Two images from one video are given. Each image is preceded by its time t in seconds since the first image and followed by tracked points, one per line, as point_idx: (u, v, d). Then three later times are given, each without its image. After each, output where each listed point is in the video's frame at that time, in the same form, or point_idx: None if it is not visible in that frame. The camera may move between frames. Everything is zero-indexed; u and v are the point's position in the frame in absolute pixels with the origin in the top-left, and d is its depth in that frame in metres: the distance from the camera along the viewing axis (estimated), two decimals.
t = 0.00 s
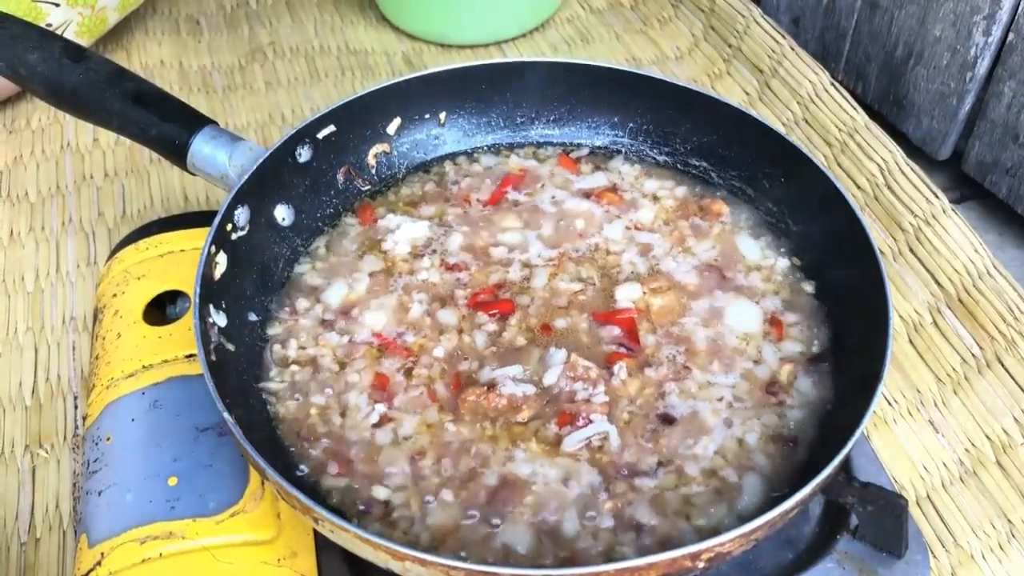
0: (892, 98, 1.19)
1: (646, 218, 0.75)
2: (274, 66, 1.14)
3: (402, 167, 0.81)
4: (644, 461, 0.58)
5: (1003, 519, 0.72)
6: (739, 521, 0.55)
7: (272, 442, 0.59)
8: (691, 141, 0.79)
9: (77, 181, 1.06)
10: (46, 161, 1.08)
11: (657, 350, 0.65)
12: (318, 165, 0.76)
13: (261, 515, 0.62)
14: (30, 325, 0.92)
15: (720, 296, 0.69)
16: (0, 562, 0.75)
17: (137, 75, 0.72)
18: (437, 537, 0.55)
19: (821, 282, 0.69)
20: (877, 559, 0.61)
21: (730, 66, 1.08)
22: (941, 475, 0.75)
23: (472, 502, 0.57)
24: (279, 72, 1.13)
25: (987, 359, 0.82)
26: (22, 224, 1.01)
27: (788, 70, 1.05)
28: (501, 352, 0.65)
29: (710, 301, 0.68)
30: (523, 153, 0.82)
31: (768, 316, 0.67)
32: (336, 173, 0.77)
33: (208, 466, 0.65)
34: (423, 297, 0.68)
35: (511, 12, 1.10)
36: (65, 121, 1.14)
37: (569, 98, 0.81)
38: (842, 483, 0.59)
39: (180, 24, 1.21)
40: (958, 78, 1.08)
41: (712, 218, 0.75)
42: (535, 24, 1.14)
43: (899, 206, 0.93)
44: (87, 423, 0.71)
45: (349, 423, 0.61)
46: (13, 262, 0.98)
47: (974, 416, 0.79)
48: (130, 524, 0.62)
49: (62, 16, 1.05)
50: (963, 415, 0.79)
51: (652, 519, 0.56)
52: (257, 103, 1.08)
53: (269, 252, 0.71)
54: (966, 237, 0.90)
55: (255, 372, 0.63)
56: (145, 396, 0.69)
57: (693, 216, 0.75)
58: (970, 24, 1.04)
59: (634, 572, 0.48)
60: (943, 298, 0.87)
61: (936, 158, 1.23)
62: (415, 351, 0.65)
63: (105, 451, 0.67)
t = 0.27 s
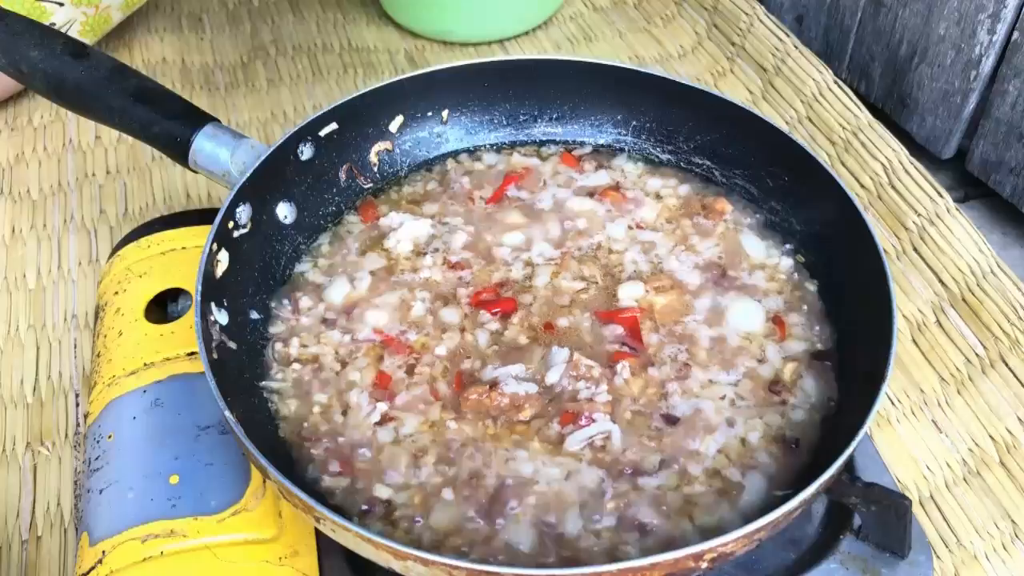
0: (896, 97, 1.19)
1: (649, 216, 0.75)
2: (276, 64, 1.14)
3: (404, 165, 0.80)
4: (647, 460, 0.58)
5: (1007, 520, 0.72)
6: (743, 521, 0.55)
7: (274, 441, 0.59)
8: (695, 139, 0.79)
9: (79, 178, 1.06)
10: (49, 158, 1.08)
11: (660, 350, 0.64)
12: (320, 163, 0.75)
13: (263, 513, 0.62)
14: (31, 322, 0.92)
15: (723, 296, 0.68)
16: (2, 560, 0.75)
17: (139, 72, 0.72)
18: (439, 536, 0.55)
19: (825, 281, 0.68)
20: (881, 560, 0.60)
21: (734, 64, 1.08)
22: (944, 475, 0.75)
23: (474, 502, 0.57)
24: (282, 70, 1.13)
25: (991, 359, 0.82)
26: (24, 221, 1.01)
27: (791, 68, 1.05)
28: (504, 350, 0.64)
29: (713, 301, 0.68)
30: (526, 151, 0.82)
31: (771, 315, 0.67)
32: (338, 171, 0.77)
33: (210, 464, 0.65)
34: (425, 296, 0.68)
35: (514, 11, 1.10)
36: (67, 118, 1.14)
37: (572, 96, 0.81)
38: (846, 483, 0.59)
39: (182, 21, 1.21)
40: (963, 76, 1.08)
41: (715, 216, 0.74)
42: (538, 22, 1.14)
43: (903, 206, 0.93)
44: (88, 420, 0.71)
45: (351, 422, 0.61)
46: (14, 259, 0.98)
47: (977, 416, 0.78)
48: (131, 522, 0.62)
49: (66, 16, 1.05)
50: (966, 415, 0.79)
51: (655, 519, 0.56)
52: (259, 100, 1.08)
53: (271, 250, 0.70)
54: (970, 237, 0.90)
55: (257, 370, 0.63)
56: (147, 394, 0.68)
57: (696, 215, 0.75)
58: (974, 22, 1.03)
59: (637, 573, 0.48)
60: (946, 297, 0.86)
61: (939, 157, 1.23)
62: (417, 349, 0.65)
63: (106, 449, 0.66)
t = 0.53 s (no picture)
0: (904, 94, 1.18)
1: (656, 214, 0.74)
2: (281, 59, 1.13)
3: (410, 161, 0.80)
4: (655, 459, 0.58)
5: (1016, 520, 0.72)
6: (751, 521, 0.55)
7: (280, 438, 0.59)
8: (703, 136, 0.78)
9: (84, 173, 1.05)
10: (52, 153, 1.08)
11: (668, 348, 0.64)
12: (326, 159, 0.75)
13: (268, 511, 0.62)
14: (35, 318, 0.92)
15: (731, 294, 0.68)
16: (5, 556, 0.75)
17: (144, 67, 0.72)
18: (445, 535, 0.54)
19: (834, 279, 0.68)
20: (889, 560, 0.60)
21: (741, 61, 1.07)
22: (952, 475, 0.75)
23: (480, 500, 0.56)
24: (287, 66, 1.12)
25: (999, 358, 0.81)
26: (28, 216, 1.01)
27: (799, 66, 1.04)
28: (510, 348, 0.64)
29: (721, 299, 0.68)
30: (532, 148, 0.81)
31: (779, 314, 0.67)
32: (343, 167, 0.76)
33: (215, 461, 0.64)
34: (431, 292, 0.68)
35: (521, 8, 1.09)
36: (70, 113, 1.14)
37: (579, 92, 0.81)
38: (854, 483, 0.59)
39: (187, 16, 1.21)
40: (972, 74, 1.07)
41: (722, 214, 0.74)
42: (544, 18, 1.14)
43: (911, 204, 0.92)
44: (92, 416, 0.71)
45: (357, 419, 0.60)
46: (18, 254, 0.97)
47: (986, 416, 0.78)
48: (135, 519, 0.62)
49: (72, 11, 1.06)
50: (974, 415, 0.78)
51: (663, 518, 0.55)
52: (264, 96, 1.08)
53: (277, 246, 0.70)
54: (978, 236, 0.89)
55: (262, 367, 0.63)
56: (151, 390, 0.68)
57: (703, 212, 0.75)
58: (985, 19, 1.02)
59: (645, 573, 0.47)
60: (955, 295, 0.86)
61: (947, 155, 1.22)
62: (424, 347, 0.64)
63: (110, 445, 0.66)
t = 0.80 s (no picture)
0: (913, 96, 1.18)
1: (664, 214, 0.74)
2: (289, 57, 1.13)
3: (418, 160, 0.80)
4: (663, 459, 0.58)
5: None
6: (760, 522, 0.55)
7: (287, 436, 0.59)
8: (712, 135, 0.78)
9: (90, 170, 1.05)
10: (59, 150, 1.08)
11: (677, 348, 0.64)
12: (334, 157, 0.74)
13: (275, 509, 0.62)
14: (42, 314, 0.92)
15: (741, 294, 0.68)
16: (11, 552, 0.75)
17: (152, 63, 0.72)
18: (453, 535, 0.54)
19: (844, 280, 0.68)
20: (898, 563, 0.59)
21: (750, 61, 1.07)
22: (960, 478, 0.74)
23: (488, 500, 0.56)
24: (294, 63, 1.12)
25: (1009, 361, 0.81)
26: (35, 212, 1.01)
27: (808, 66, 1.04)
28: (518, 347, 0.64)
29: (730, 299, 0.67)
30: (541, 146, 0.81)
31: (789, 314, 0.67)
32: (352, 165, 0.76)
33: (221, 458, 0.64)
34: (439, 290, 0.68)
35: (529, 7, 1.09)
36: (77, 109, 1.14)
37: (588, 91, 0.80)
38: (864, 484, 0.59)
39: (194, 13, 1.21)
40: (982, 75, 1.07)
41: (732, 215, 0.73)
42: (552, 17, 1.14)
43: (920, 205, 0.92)
44: (99, 413, 0.71)
45: (365, 417, 0.60)
46: (24, 251, 0.97)
47: (995, 419, 0.78)
48: (142, 516, 0.61)
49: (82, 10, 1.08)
50: (983, 417, 0.78)
51: (671, 519, 0.55)
52: (271, 94, 1.08)
53: (285, 243, 0.70)
54: (988, 238, 0.89)
55: (270, 364, 0.63)
56: (158, 387, 0.68)
57: (712, 212, 0.74)
58: (995, 20, 1.02)
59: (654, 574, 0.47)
60: (964, 298, 0.85)
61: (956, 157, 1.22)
62: (432, 345, 0.64)
63: (117, 442, 0.66)
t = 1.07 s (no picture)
0: (921, 106, 1.20)
1: (677, 219, 0.76)
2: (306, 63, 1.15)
3: (436, 164, 0.81)
4: (676, 457, 0.59)
5: None
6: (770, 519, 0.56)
7: (310, 431, 0.60)
8: (724, 142, 0.80)
9: (111, 172, 1.07)
10: (80, 152, 1.10)
11: (689, 349, 0.65)
12: (355, 160, 0.76)
13: (296, 503, 0.63)
14: (64, 313, 0.94)
15: (752, 298, 0.69)
16: (35, 544, 0.76)
17: (179, 67, 0.74)
18: (471, 528, 0.56)
19: (853, 284, 0.69)
20: (904, 562, 0.61)
21: (760, 70, 1.08)
22: (966, 481, 0.76)
23: (506, 495, 0.58)
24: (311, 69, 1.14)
25: (1014, 367, 0.82)
26: (57, 213, 1.03)
27: (817, 76, 1.06)
28: (534, 347, 0.65)
29: (742, 302, 0.69)
30: (556, 152, 0.82)
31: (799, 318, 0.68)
32: (372, 168, 0.78)
33: (244, 453, 0.66)
34: (457, 291, 0.69)
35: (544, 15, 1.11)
36: (98, 113, 1.16)
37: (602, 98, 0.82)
38: (872, 484, 0.60)
39: (212, 19, 1.23)
40: (990, 86, 1.09)
41: (743, 219, 0.76)
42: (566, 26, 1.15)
43: (927, 214, 0.93)
44: (123, 408, 0.73)
45: (385, 414, 0.62)
46: (47, 251, 0.99)
47: (1001, 424, 0.79)
48: (166, 508, 0.63)
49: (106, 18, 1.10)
50: (989, 422, 0.79)
51: (684, 515, 0.56)
52: (288, 99, 1.10)
53: (307, 244, 0.72)
54: (995, 246, 0.90)
55: (292, 362, 0.64)
56: (182, 383, 0.70)
57: (724, 217, 0.76)
58: (1002, 32, 1.03)
59: (668, 566, 0.48)
60: (970, 304, 0.87)
61: (963, 166, 1.23)
62: (450, 344, 0.66)
63: (142, 437, 0.68)
